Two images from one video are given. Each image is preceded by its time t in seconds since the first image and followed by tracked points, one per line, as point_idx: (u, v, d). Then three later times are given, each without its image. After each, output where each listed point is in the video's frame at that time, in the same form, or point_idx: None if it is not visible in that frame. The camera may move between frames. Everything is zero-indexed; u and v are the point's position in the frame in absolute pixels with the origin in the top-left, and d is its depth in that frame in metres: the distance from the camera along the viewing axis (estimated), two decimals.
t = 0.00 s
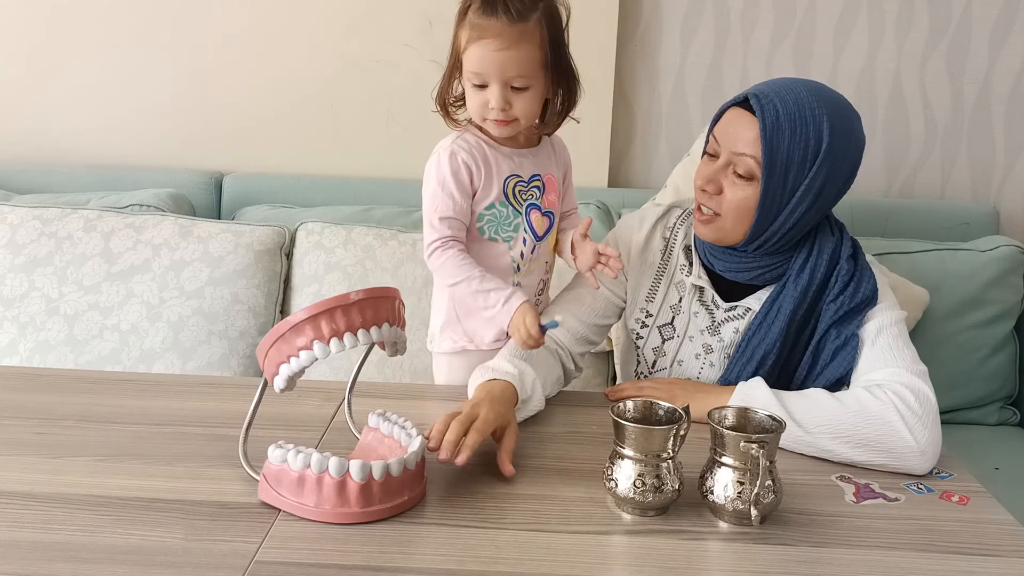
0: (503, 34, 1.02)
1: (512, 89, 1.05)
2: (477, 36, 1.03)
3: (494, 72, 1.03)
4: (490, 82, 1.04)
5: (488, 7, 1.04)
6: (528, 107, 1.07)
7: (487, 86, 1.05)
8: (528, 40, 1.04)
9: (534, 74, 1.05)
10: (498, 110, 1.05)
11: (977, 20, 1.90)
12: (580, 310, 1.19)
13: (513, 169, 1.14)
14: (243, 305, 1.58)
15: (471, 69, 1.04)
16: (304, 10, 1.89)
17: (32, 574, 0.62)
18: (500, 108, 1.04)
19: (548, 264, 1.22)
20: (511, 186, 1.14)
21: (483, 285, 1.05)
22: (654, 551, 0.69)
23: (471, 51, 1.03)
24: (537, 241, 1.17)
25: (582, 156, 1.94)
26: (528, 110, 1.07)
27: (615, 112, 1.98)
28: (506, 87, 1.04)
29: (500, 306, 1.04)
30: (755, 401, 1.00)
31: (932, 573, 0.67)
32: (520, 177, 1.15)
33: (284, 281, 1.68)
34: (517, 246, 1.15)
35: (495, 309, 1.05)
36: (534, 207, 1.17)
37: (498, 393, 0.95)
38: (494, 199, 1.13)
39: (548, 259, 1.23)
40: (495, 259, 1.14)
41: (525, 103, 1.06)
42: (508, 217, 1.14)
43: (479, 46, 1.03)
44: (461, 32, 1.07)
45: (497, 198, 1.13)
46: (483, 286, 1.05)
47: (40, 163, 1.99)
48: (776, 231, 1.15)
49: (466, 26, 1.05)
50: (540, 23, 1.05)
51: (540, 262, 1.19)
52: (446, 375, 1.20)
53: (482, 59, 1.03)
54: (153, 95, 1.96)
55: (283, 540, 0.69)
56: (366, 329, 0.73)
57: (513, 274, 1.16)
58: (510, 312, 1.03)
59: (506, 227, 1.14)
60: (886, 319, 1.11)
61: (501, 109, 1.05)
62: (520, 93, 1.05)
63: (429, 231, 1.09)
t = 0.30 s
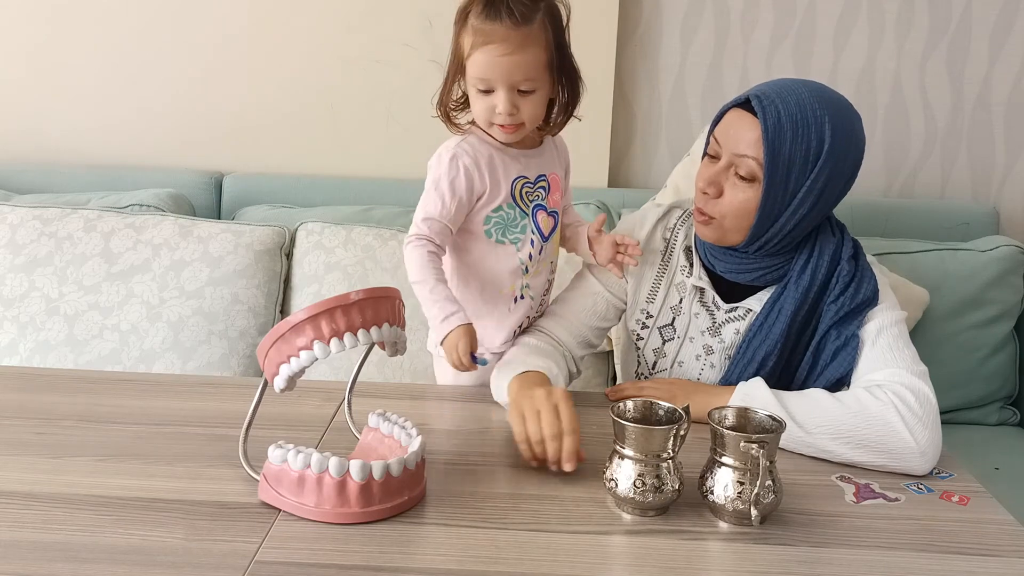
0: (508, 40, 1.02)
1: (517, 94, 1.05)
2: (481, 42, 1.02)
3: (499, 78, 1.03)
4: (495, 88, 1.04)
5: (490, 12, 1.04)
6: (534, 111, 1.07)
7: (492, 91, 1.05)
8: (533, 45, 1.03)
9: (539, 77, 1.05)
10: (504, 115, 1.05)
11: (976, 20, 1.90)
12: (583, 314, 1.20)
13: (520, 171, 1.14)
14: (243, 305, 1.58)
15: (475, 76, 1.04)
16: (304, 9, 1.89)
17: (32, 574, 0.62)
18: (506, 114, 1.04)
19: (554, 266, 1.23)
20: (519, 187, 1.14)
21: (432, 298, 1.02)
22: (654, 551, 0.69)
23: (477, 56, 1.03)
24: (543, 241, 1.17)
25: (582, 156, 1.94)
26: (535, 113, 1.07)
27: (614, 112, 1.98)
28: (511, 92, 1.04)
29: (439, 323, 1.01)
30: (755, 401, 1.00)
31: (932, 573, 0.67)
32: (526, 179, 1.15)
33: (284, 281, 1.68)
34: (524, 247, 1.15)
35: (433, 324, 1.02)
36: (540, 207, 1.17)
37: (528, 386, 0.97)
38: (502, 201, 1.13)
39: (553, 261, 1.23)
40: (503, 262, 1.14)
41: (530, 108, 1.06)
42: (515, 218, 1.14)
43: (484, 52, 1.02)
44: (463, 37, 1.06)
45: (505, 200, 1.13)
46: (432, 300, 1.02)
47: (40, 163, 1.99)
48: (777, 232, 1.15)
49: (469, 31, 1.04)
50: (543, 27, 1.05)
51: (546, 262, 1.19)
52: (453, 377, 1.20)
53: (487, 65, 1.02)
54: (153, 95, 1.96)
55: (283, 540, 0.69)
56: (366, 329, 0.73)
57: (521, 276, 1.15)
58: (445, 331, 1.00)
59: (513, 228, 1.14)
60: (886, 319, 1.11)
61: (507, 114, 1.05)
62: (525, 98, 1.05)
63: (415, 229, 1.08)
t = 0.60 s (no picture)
0: (510, 49, 1.02)
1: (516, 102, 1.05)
2: (482, 49, 1.02)
3: (501, 86, 1.02)
4: (495, 95, 1.04)
5: (491, 19, 1.03)
6: (532, 119, 1.07)
7: (491, 99, 1.04)
8: (535, 54, 1.03)
9: (539, 85, 1.05)
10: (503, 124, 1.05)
11: (976, 21, 1.90)
12: (583, 321, 1.21)
13: (514, 176, 1.14)
14: (243, 305, 1.58)
15: (476, 83, 1.03)
16: (304, 9, 1.89)
17: (32, 574, 0.62)
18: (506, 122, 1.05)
19: (547, 270, 1.23)
20: (511, 194, 1.14)
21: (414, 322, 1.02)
22: (654, 551, 0.69)
23: (479, 63, 1.02)
24: (537, 247, 1.18)
25: (582, 156, 1.94)
26: (533, 121, 1.08)
27: (614, 112, 1.98)
28: (511, 100, 1.04)
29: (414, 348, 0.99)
30: (755, 402, 1.00)
31: (932, 573, 0.67)
32: (520, 183, 1.15)
33: (284, 281, 1.68)
34: (518, 254, 1.15)
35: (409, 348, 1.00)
36: (535, 212, 1.17)
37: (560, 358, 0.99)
38: (495, 208, 1.12)
39: (548, 265, 1.23)
40: (495, 267, 1.14)
41: (529, 116, 1.07)
42: (508, 224, 1.14)
43: (486, 59, 1.02)
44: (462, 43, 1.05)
45: (497, 206, 1.12)
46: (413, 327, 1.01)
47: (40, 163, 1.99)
48: (777, 236, 1.15)
49: (469, 38, 1.03)
50: (544, 35, 1.05)
51: (541, 267, 1.19)
52: (447, 378, 1.21)
53: (490, 73, 1.02)
54: (153, 95, 1.96)
55: (283, 539, 0.69)
56: (366, 329, 0.73)
57: (514, 282, 1.16)
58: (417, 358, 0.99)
59: (505, 234, 1.14)
60: (887, 319, 1.11)
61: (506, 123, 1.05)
62: (524, 106, 1.06)
63: (409, 239, 1.08)
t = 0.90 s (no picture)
0: (517, 59, 1.01)
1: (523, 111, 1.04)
2: (487, 61, 1.01)
3: (509, 97, 1.01)
4: (503, 106, 1.03)
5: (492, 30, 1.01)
6: (539, 126, 1.07)
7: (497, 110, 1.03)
8: (540, 63, 1.03)
9: (544, 94, 1.05)
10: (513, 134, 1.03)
11: (976, 21, 1.90)
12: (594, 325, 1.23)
13: (506, 190, 1.13)
14: (243, 305, 1.58)
15: (482, 95, 1.02)
16: (304, 9, 1.89)
17: (32, 574, 0.62)
18: (518, 132, 1.03)
19: (547, 280, 1.21)
20: (503, 207, 1.13)
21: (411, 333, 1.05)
22: (654, 551, 0.69)
23: (484, 74, 1.01)
24: (531, 260, 1.17)
25: (581, 156, 1.93)
26: (539, 128, 1.07)
27: (614, 112, 1.98)
28: (519, 109, 1.03)
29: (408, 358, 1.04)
30: (755, 402, 1.00)
31: (932, 573, 0.67)
32: (511, 198, 1.13)
33: (284, 281, 1.68)
34: (511, 267, 1.15)
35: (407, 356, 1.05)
36: (529, 226, 1.16)
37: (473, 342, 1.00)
38: (485, 221, 1.12)
39: (548, 275, 1.22)
40: (488, 279, 1.14)
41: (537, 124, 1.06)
42: (500, 238, 1.13)
43: (492, 70, 1.01)
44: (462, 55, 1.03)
45: (489, 220, 1.12)
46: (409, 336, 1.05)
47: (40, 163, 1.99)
48: (785, 241, 1.15)
49: (470, 51, 1.02)
50: (546, 43, 1.04)
51: (534, 280, 1.19)
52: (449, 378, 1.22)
53: (497, 85, 1.01)
54: (153, 95, 1.96)
55: (283, 540, 0.69)
56: (366, 329, 0.73)
57: (508, 294, 1.16)
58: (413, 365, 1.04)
59: (498, 248, 1.13)
60: (890, 318, 1.11)
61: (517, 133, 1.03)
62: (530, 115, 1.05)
63: (403, 250, 1.10)
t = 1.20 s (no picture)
0: (553, 81, 1.00)
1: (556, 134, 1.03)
2: (519, 86, 1.00)
3: (543, 119, 1.00)
4: (537, 131, 1.01)
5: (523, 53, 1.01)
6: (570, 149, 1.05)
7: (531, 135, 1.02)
8: (573, 85, 1.02)
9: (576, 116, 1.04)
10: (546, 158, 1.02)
11: (976, 21, 1.90)
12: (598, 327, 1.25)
13: (505, 214, 1.12)
14: (243, 305, 1.58)
15: (516, 120, 1.01)
16: (304, 9, 1.89)
17: (32, 574, 0.62)
18: (552, 155, 1.02)
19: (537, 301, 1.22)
20: (498, 230, 1.13)
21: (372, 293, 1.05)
22: (654, 551, 0.69)
23: (520, 99, 1.00)
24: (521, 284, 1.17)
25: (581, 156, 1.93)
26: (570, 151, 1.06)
27: (614, 112, 1.98)
28: (553, 132, 1.02)
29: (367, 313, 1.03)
30: (756, 401, 1.00)
31: (932, 573, 0.67)
32: (511, 221, 1.13)
33: (284, 282, 1.68)
34: (498, 284, 1.16)
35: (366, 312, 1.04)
36: (523, 252, 1.15)
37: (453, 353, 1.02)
38: (479, 238, 1.13)
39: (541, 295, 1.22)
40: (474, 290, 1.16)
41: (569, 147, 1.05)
42: (492, 257, 1.14)
43: (526, 92, 1.00)
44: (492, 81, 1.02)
45: (482, 237, 1.13)
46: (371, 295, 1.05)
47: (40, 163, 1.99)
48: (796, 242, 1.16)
49: (502, 76, 1.01)
50: (575, 65, 1.04)
51: (524, 303, 1.18)
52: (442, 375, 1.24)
53: (532, 109, 1.00)
54: (153, 95, 1.96)
55: (283, 540, 0.69)
56: (366, 329, 0.73)
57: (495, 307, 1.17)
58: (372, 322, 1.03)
59: (488, 265, 1.14)
60: (896, 317, 1.10)
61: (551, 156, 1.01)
62: (563, 138, 1.03)
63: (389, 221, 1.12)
